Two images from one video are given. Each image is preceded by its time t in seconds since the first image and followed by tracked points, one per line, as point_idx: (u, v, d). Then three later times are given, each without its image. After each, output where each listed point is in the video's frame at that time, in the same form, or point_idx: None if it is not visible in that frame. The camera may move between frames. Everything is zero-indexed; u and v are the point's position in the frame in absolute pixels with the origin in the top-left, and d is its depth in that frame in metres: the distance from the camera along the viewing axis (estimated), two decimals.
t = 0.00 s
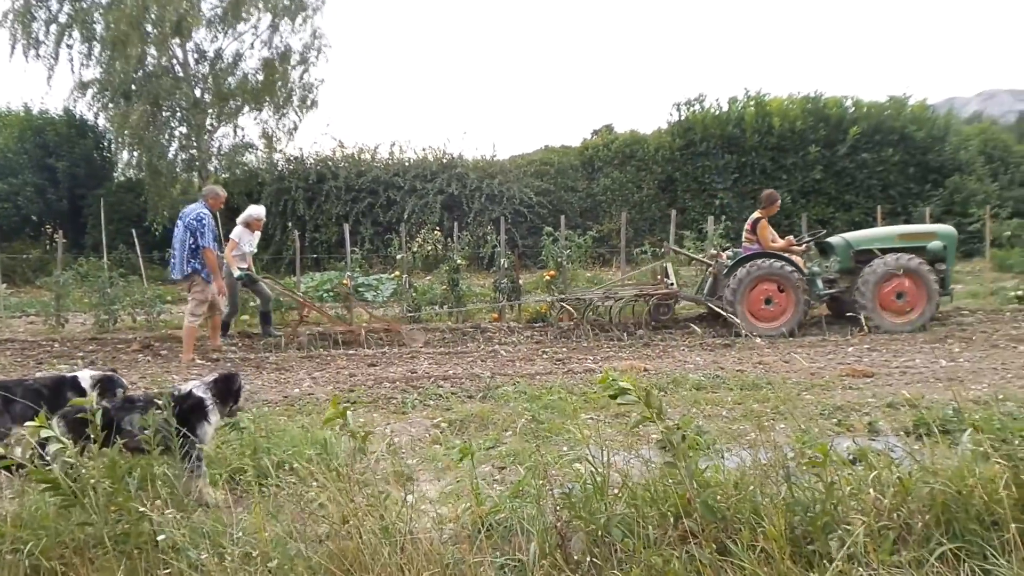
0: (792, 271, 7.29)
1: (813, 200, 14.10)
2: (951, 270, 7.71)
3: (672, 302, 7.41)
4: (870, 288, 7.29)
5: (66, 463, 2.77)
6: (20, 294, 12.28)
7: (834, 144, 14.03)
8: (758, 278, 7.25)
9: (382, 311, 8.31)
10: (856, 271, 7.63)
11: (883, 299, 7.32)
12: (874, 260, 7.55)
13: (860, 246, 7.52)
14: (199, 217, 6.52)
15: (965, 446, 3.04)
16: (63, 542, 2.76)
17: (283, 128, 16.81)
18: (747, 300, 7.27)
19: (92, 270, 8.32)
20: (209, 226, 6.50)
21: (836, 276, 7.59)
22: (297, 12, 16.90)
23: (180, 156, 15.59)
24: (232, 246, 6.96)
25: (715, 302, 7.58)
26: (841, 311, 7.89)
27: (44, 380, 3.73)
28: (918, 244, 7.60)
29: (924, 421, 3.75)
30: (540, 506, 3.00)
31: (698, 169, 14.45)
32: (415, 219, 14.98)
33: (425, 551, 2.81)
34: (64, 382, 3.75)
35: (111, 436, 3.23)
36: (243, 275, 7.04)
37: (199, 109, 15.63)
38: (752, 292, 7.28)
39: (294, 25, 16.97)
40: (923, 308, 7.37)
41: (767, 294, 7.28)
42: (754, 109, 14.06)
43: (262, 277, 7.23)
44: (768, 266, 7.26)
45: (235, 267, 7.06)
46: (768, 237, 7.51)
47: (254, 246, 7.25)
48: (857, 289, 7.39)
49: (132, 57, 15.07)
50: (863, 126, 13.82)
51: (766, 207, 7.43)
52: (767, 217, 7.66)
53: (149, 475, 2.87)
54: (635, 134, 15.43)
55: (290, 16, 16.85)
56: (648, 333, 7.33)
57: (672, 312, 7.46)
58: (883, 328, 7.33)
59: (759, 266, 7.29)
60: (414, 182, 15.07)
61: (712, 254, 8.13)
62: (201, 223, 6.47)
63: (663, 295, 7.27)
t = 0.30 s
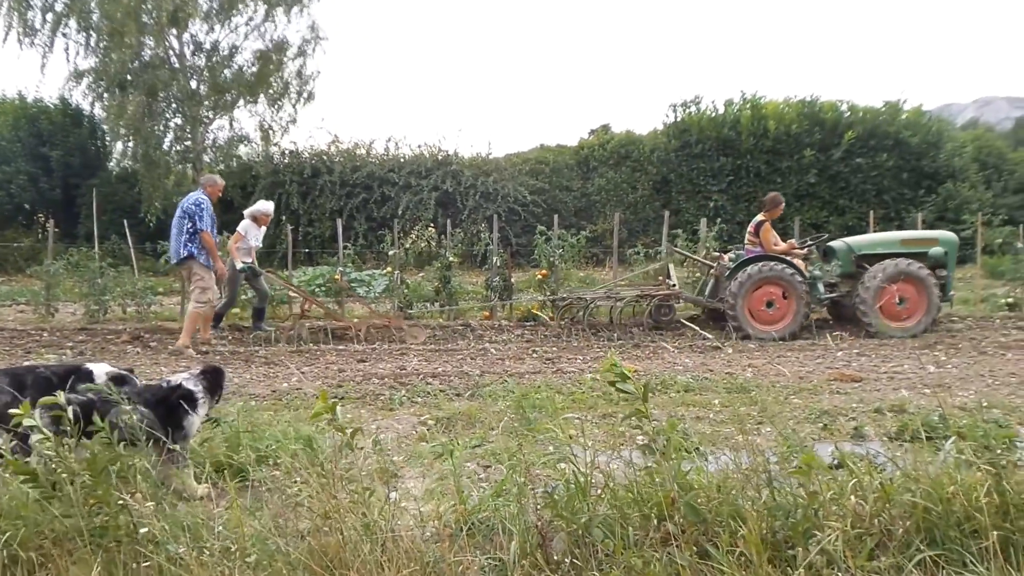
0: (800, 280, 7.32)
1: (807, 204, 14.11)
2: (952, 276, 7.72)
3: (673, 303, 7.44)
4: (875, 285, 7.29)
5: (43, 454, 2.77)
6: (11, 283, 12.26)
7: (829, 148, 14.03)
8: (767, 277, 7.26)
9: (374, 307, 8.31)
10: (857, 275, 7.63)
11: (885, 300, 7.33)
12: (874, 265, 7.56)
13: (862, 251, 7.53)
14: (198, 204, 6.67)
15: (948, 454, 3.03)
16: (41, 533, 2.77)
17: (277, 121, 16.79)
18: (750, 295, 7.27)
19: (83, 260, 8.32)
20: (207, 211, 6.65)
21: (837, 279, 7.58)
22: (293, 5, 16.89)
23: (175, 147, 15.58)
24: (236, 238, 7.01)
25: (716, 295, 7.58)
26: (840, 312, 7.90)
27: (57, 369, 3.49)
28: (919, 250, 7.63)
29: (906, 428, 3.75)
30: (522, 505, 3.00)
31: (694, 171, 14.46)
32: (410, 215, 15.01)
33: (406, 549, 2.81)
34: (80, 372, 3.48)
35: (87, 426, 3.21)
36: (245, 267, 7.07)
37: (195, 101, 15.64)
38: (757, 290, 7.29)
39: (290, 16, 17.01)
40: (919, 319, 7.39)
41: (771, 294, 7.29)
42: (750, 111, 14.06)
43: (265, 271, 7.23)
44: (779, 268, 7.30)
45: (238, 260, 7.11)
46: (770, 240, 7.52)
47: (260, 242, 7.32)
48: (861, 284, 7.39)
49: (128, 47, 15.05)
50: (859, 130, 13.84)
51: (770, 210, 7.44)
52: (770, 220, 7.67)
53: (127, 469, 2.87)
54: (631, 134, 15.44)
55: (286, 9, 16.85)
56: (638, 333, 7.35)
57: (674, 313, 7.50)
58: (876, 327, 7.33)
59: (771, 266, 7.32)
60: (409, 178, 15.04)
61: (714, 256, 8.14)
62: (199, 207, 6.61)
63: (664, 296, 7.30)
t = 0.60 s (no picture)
0: (810, 289, 7.36)
1: (803, 205, 14.12)
2: (957, 277, 7.72)
3: (678, 302, 7.51)
4: (886, 278, 7.30)
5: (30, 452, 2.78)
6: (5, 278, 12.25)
7: (824, 149, 14.05)
8: (778, 277, 7.28)
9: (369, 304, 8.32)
10: (860, 276, 7.64)
11: (891, 296, 7.34)
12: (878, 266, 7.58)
13: (865, 252, 7.55)
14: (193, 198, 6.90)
15: (937, 454, 3.02)
16: (29, 530, 2.79)
17: (274, 117, 16.80)
18: (757, 290, 7.27)
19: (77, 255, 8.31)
20: (202, 204, 6.86)
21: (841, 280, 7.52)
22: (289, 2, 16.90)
23: (171, 143, 15.58)
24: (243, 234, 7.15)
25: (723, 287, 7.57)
26: (842, 311, 7.89)
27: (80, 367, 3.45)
28: (924, 251, 7.63)
29: (895, 428, 3.77)
30: (511, 503, 3.00)
31: (689, 171, 14.47)
32: (405, 213, 15.01)
33: (394, 546, 2.81)
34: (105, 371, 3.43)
35: (77, 423, 3.20)
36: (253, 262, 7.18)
37: (191, 97, 15.65)
38: (767, 288, 7.30)
39: (287, 12, 17.04)
40: (917, 325, 7.40)
41: (778, 295, 7.30)
42: (746, 112, 14.06)
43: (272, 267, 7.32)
44: (794, 272, 7.33)
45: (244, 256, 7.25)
46: (776, 240, 7.51)
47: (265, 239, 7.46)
48: (872, 275, 7.40)
49: (123, 43, 15.03)
50: (855, 131, 13.85)
51: (775, 210, 7.43)
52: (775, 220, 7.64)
53: (116, 464, 2.91)
54: (628, 134, 15.48)
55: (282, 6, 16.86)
56: (632, 333, 7.37)
57: (678, 312, 7.57)
58: (874, 320, 7.33)
59: (786, 268, 7.35)
60: (405, 176, 15.04)
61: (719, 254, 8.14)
62: (193, 201, 6.84)
63: (668, 296, 7.36)
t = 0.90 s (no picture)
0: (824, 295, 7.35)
1: (804, 202, 14.10)
2: (966, 272, 7.74)
3: (689, 301, 7.55)
4: (906, 266, 7.28)
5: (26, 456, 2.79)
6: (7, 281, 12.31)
7: (824, 145, 14.02)
8: (796, 276, 7.27)
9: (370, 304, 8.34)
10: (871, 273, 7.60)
11: (905, 287, 7.32)
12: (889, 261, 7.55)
13: (876, 247, 7.52)
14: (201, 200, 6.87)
15: (934, 449, 3.00)
16: (30, 531, 2.83)
17: (274, 118, 16.86)
18: (773, 283, 7.27)
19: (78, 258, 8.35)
20: (211, 207, 6.87)
21: (851, 276, 7.60)
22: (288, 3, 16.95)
23: (172, 145, 15.66)
24: (254, 234, 7.19)
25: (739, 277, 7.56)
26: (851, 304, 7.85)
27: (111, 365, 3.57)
28: (934, 246, 7.64)
29: (892, 425, 3.77)
30: (510, 502, 3.01)
31: (689, 169, 14.47)
32: (406, 213, 15.03)
33: (392, 545, 2.81)
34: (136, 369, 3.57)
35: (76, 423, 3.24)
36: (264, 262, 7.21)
37: (190, 99, 15.70)
38: (782, 284, 7.30)
39: (286, 12, 17.10)
40: (921, 322, 7.36)
41: (791, 293, 7.30)
42: (746, 109, 14.05)
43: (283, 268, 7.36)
44: (812, 276, 7.32)
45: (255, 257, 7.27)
46: (785, 238, 7.53)
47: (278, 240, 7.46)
48: (890, 264, 7.37)
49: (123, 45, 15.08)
50: (855, 127, 13.82)
51: (784, 208, 7.44)
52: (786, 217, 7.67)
53: (110, 469, 2.89)
54: (628, 132, 15.49)
55: (281, 7, 16.91)
56: (632, 332, 7.38)
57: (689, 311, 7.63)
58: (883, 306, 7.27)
59: (806, 270, 7.33)
60: (405, 176, 15.04)
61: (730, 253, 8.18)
62: (202, 204, 6.82)
63: (679, 295, 7.41)
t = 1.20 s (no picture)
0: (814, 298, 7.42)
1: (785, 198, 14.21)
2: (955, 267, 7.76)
3: (681, 297, 7.61)
4: (902, 260, 7.34)
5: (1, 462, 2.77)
6: None
7: (804, 142, 14.13)
8: (792, 275, 7.33)
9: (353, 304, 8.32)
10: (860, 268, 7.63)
11: (897, 280, 7.38)
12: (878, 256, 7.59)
13: (865, 242, 7.57)
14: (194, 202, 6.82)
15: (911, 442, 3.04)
16: (8, 536, 2.80)
17: (254, 117, 16.76)
18: (768, 276, 7.32)
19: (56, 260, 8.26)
20: (204, 210, 6.82)
21: (840, 271, 7.64)
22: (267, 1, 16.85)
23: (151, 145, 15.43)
24: (243, 235, 7.14)
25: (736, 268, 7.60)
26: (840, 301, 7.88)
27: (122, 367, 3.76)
28: (922, 241, 7.67)
29: (870, 418, 3.81)
30: (492, 500, 3.00)
31: (670, 166, 14.54)
32: (387, 212, 14.98)
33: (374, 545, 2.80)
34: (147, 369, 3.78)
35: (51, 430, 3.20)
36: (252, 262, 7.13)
37: (169, 98, 15.56)
38: (777, 280, 7.35)
39: (266, 11, 16.99)
40: (903, 318, 7.41)
41: (783, 290, 7.36)
42: (726, 106, 14.14)
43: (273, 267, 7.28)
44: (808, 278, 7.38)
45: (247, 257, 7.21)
46: (776, 234, 7.58)
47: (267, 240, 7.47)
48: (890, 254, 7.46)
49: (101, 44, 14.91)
50: (834, 124, 13.93)
51: (773, 203, 7.48)
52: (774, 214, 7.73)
53: (91, 470, 2.88)
54: (609, 130, 15.55)
55: (260, 5, 16.81)
56: (614, 329, 7.42)
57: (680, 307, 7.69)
58: (872, 291, 7.33)
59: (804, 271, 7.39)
60: (386, 175, 14.99)
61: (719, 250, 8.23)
62: (196, 207, 6.77)
63: (672, 290, 7.45)
